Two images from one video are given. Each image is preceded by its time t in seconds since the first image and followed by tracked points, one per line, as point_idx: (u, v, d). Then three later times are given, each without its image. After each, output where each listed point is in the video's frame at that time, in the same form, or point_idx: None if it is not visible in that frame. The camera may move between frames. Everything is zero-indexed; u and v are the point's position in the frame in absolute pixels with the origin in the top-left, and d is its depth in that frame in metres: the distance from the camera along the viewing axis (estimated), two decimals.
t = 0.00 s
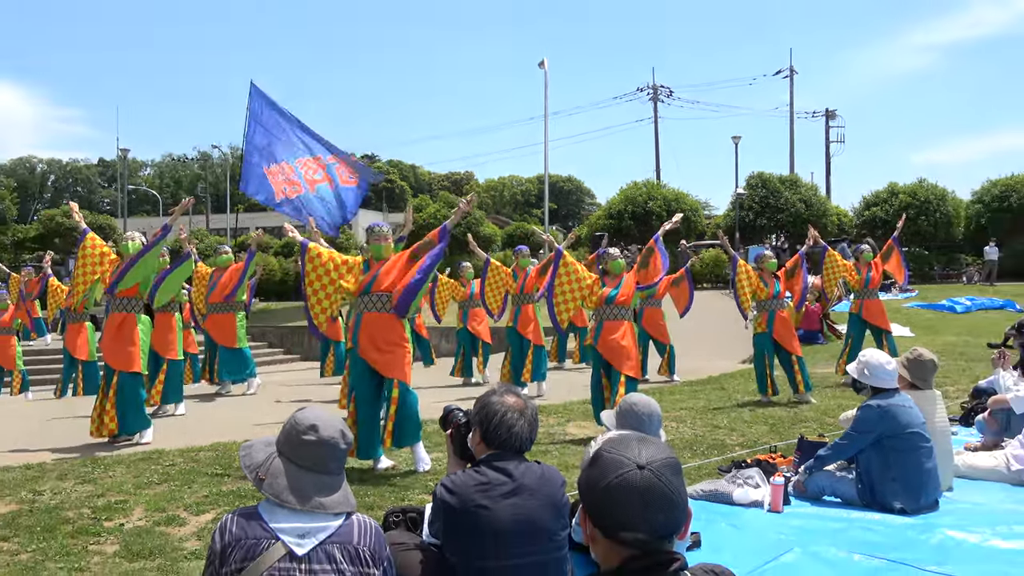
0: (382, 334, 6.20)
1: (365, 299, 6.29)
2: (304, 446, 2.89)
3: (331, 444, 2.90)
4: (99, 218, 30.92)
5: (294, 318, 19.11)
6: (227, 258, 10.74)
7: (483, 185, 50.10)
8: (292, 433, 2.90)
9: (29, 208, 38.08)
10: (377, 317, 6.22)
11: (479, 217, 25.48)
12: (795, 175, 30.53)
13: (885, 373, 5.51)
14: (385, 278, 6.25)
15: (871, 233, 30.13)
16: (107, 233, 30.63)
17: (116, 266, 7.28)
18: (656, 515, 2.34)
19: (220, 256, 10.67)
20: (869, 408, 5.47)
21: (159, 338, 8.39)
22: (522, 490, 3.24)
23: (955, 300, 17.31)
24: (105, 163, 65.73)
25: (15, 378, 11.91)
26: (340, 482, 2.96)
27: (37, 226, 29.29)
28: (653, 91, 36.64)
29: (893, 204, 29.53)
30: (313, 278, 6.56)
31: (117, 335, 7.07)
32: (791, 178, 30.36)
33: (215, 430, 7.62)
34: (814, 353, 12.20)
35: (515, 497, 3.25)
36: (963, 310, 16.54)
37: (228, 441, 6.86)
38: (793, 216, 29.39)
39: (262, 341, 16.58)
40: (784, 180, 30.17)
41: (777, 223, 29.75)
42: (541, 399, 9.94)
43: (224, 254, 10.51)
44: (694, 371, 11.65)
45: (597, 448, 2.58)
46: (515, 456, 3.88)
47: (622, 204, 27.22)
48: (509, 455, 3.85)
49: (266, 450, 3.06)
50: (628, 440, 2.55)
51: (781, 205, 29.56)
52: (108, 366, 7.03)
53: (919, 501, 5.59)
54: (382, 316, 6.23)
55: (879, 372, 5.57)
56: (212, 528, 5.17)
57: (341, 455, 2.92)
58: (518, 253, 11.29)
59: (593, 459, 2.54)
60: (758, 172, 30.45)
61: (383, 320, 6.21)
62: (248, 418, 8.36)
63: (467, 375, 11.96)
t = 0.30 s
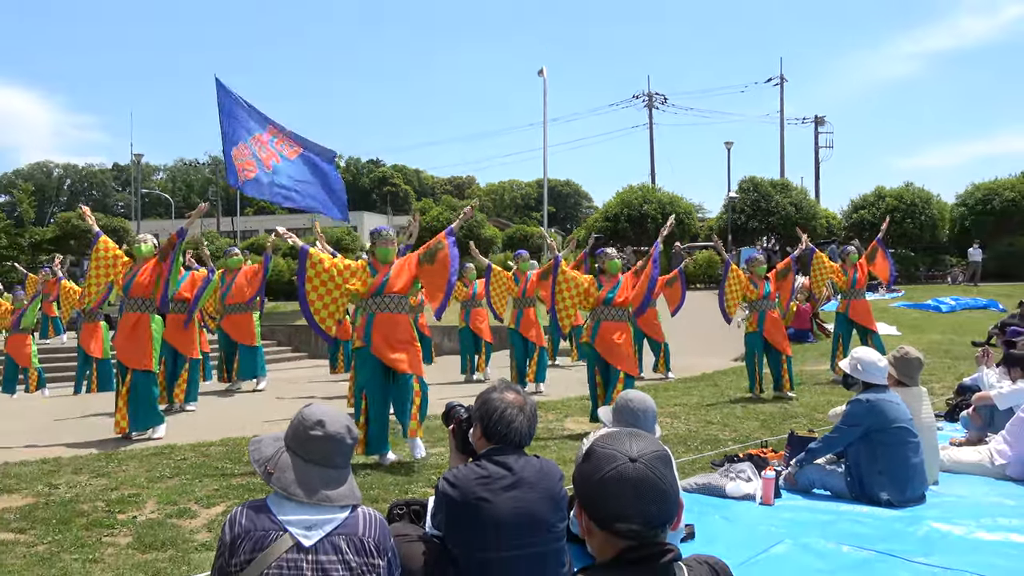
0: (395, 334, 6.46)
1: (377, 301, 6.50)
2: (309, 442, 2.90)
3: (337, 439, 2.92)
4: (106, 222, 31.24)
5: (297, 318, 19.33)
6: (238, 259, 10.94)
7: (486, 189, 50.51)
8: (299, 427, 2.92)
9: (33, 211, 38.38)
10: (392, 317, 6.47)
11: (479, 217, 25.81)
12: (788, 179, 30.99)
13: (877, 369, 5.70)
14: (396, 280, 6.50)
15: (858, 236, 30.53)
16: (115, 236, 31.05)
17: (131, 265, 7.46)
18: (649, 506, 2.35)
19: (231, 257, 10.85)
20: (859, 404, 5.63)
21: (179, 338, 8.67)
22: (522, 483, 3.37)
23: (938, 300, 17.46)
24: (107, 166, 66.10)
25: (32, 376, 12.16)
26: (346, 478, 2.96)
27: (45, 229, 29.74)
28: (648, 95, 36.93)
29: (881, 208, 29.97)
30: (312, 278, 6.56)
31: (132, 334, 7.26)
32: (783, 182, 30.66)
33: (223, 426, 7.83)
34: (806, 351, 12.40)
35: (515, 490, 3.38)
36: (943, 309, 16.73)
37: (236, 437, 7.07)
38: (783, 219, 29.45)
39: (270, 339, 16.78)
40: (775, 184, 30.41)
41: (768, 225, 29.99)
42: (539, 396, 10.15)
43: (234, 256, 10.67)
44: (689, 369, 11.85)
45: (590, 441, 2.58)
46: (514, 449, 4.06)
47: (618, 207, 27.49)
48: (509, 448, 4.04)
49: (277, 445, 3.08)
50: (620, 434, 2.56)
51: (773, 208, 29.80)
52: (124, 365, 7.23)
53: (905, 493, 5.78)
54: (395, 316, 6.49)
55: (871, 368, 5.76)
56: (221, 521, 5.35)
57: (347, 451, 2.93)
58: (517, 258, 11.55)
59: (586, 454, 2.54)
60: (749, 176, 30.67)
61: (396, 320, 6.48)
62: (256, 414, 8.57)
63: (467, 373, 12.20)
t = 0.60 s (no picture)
0: (410, 335, 6.66)
1: (394, 301, 6.60)
2: (313, 439, 2.94)
3: (341, 437, 2.96)
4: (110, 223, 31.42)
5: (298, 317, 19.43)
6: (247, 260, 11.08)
7: (487, 191, 50.67)
8: (303, 425, 2.96)
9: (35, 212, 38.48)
10: (408, 319, 6.65)
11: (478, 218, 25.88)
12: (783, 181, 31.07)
13: (875, 367, 5.79)
14: (413, 282, 6.71)
15: (852, 237, 30.66)
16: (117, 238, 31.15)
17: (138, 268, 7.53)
18: (647, 503, 2.36)
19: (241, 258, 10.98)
20: (855, 400, 5.73)
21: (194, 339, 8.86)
22: (522, 480, 3.46)
23: (931, 300, 17.57)
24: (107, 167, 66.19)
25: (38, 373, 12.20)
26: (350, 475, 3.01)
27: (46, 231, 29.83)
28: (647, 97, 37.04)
29: (874, 209, 30.07)
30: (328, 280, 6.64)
31: (147, 336, 7.37)
32: (778, 184, 30.76)
33: (227, 424, 7.94)
34: (802, 351, 12.50)
35: (515, 486, 3.47)
36: (938, 309, 16.85)
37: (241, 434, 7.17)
38: (779, 220, 29.79)
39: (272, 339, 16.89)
40: (771, 185, 30.49)
41: (764, 226, 30.07)
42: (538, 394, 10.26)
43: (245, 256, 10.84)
44: (685, 367, 11.96)
45: (588, 438, 2.60)
46: (514, 446, 4.16)
47: (616, 209, 27.62)
48: (509, 445, 4.13)
49: (281, 442, 3.10)
50: (618, 431, 2.58)
51: (769, 209, 29.92)
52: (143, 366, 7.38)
53: (898, 489, 5.89)
54: (409, 317, 6.68)
55: (868, 366, 5.85)
56: (226, 517, 5.45)
57: (350, 448, 2.98)
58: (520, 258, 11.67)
59: (583, 450, 2.56)
60: (746, 177, 30.73)
61: (410, 321, 6.67)
62: (260, 412, 8.67)
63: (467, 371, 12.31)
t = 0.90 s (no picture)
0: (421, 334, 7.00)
1: (408, 304, 6.94)
2: (320, 434, 2.97)
3: (348, 432, 2.99)
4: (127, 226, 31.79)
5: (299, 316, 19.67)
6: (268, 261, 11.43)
7: (486, 195, 50.99)
8: (311, 421, 2.99)
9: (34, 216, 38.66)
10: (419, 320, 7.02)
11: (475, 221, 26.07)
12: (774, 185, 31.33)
13: (861, 365, 5.99)
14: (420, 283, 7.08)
15: (841, 240, 30.94)
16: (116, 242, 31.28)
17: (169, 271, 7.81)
18: (642, 496, 2.37)
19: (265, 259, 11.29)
20: (842, 398, 5.97)
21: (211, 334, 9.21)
22: (522, 473, 3.68)
23: (915, 300, 17.77)
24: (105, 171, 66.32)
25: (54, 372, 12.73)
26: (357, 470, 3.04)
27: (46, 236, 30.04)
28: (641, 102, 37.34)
29: (860, 213, 30.30)
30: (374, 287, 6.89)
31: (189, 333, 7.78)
32: (767, 188, 31.01)
33: (236, 421, 8.19)
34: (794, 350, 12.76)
35: (515, 479, 3.68)
36: (921, 309, 17.08)
37: (250, 430, 7.41)
38: (768, 224, 29.79)
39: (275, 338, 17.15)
40: (761, 189, 30.76)
41: (754, 229, 30.38)
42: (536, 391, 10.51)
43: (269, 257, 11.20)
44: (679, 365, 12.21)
45: (585, 432, 2.61)
46: (514, 440, 4.39)
47: (613, 212, 27.86)
48: (510, 439, 4.36)
49: (289, 437, 3.12)
50: (615, 426, 2.59)
51: (758, 213, 30.14)
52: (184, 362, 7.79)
53: (884, 483, 6.12)
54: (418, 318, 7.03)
55: (855, 364, 6.05)
56: (237, 508, 5.68)
57: (357, 443, 3.01)
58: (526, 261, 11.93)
59: (581, 444, 2.57)
60: (736, 182, 31.04)
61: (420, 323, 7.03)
62: (267, 408, 8.91)
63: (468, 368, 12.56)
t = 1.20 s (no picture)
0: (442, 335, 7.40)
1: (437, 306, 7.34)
2: (328, 427, 3.14)
3: (355, 425, 3.16)
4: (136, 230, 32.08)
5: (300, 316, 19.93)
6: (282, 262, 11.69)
7: (486, 199, 51.28)
8: (319, 415, 3.16)
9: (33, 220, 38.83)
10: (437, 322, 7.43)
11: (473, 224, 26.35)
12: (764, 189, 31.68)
13: (845, 363, 6.24)
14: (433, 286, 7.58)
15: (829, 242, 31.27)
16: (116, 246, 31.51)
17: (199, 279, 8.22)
18: (634, 485, 2.60)
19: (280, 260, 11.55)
20: (829, 395, 6.22)
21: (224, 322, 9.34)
22: (521, 465, 3.91)
23: (898, 300, 18.01)
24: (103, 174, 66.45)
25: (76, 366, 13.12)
26: (361, 461, 3.22)
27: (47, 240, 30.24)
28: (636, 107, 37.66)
29: (846, 216, 30.64)
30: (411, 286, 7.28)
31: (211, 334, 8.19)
32: (758, 192, 31.32)
33: (244, 417, 8.44)
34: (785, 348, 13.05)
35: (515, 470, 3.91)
36: (906, 308, 17.38)
37: (259, 425, 7.67)
38: (758, 227, 30.12)
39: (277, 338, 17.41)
40: (751, 194, 31.04)
41: (745, 232, 30.68)
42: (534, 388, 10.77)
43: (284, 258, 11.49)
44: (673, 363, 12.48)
45: (584, 427, 2.85)
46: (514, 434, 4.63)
47: (608, 215, 28.17)
48: (511, 432, 4.60)
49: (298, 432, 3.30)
50: (610, 420, 2.83)
51: (750, 216, 30.44)
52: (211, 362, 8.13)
53: (870, 476, 6.37)
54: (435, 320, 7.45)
55: (840, 362, 6.29)
56: (248, 499, 5.92)
57: (363, 436, 3.18)
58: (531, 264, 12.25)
59: (579, 438, 2.81)
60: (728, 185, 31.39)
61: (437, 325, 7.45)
62: (273, 405, 9.17)
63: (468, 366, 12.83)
